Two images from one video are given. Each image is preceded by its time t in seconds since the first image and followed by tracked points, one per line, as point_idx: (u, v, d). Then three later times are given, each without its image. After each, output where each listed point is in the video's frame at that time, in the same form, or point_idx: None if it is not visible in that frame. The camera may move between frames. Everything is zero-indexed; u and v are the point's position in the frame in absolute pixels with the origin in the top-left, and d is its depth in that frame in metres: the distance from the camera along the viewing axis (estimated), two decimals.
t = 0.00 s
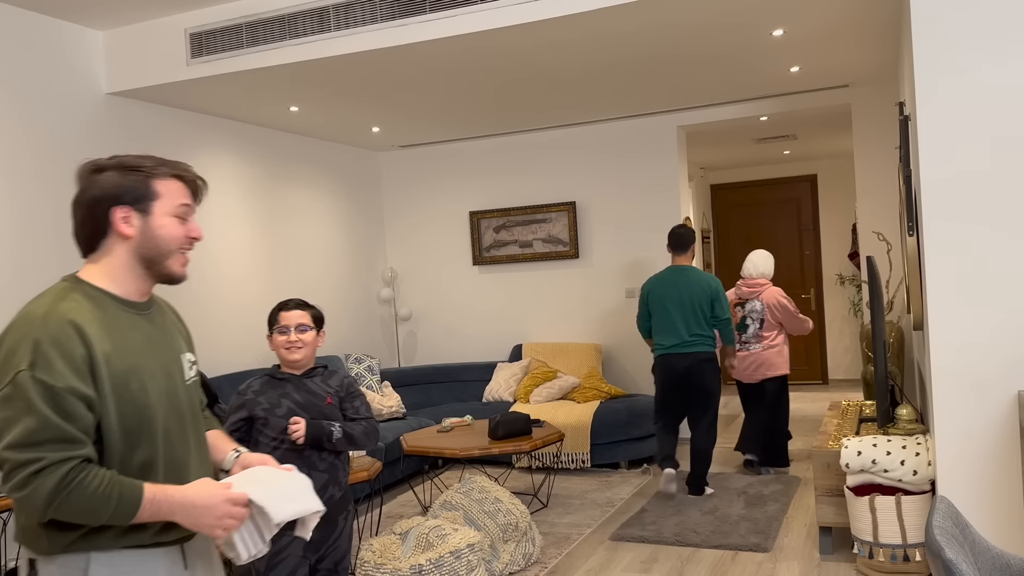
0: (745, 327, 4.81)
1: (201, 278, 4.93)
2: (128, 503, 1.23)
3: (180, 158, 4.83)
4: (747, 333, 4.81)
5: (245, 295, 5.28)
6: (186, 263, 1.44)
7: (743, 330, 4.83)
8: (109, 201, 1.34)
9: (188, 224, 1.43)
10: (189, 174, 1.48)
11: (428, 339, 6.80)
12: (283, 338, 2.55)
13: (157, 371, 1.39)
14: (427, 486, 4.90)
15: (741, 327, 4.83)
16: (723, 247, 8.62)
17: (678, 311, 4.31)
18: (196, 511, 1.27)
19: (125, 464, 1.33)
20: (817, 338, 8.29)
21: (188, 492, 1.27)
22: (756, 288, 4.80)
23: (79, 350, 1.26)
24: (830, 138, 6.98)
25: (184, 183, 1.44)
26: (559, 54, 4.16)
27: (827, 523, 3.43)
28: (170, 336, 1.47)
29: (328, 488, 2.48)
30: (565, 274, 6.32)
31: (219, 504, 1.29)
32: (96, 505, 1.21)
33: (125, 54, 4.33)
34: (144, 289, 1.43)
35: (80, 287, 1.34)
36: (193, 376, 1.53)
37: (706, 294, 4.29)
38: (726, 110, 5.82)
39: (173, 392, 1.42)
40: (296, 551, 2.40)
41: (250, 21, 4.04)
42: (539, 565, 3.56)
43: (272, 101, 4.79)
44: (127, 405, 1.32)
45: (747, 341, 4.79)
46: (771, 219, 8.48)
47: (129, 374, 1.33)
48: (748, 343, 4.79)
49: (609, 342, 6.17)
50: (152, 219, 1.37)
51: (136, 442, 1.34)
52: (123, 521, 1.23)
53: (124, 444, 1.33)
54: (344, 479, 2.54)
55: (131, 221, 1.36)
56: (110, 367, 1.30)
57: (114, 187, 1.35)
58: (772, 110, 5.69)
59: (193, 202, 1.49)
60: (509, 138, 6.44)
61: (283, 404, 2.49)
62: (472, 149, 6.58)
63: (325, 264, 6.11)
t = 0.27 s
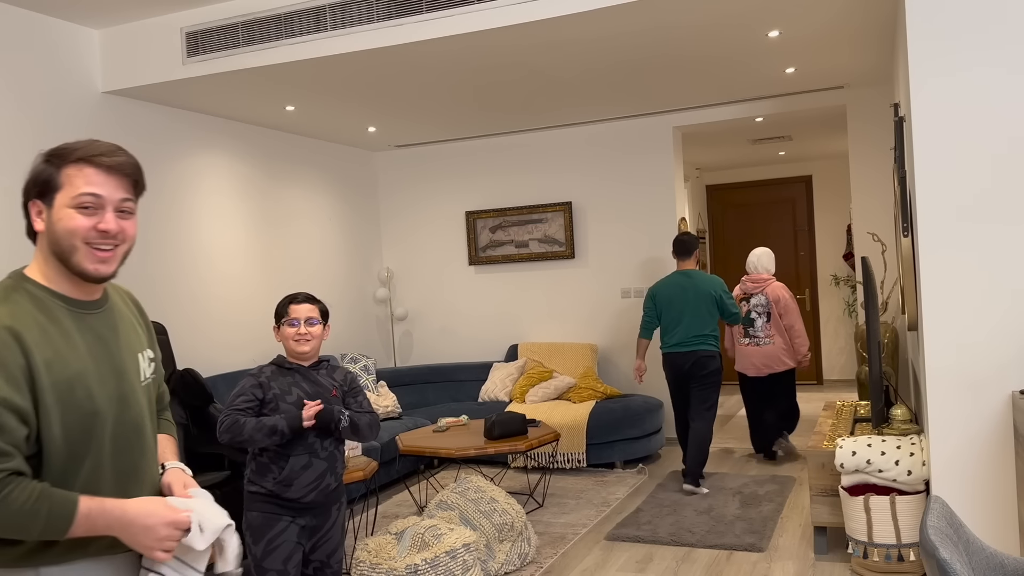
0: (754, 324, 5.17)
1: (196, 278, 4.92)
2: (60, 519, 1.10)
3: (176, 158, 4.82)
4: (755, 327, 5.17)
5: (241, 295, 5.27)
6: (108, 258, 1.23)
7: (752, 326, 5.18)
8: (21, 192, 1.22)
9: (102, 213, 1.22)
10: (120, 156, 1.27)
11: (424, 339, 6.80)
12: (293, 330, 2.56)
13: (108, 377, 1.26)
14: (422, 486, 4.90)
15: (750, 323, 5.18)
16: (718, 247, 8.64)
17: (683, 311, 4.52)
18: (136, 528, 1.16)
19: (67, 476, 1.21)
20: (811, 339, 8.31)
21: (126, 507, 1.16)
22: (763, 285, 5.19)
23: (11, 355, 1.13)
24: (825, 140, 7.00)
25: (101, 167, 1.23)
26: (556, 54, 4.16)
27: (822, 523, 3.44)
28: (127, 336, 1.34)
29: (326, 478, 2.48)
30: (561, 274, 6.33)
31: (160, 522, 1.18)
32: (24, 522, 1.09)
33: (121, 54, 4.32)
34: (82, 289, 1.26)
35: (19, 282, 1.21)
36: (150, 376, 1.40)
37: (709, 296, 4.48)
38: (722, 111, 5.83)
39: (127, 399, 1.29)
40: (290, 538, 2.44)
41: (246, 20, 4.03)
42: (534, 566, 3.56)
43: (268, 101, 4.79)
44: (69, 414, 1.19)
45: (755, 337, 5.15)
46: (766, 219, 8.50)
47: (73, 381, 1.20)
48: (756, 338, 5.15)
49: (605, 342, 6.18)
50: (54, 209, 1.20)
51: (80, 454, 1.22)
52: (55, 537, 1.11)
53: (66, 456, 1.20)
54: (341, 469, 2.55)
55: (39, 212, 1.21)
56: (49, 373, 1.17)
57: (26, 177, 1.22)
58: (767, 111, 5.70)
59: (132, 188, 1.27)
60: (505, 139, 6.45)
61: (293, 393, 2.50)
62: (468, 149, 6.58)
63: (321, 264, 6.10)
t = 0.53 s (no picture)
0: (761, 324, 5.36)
1: (190, 277, 4.91)
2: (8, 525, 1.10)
3: (170, 157, 4.81)
4: (763, 326, 5.36)
5: (235, 295, 5.26)
6: (81, 257, 1.23)
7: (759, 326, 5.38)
8: None
9: (74, 210, 1.22)
10: (92, 151, 1.27)
11: (419, 340, 6.80)
12: (279, 328, 2.55)
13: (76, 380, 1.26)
14: (417, 487, 4.90)
15: (757, 324, 5.38)
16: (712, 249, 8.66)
17: (687, 305, 4.95)
18: (89, 542, 1.13)
19: (31, 477, 1.22)
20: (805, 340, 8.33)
21: (78, 517, 1.13)
22: (769, 286, 5.31)
23: None
24: (819, 141, 7.03)
25: (72, 164, 1.23)
26: (551, 55, 4.17)
27: (815, 523, 3.45)
28: (105, 339, 1.33)
29: (319, 474, 2.49)
30: (556, 275, 6.33)
31: (110, 539, 1.13)
32: None
33: (116, 53, 4.31)
34: (57, 289, 1.27)
35: None
36: (135, 378, 1.40)
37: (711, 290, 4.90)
38: (716, 112, 5.85)
39: (99, 403, 1.29)
40: (282, 534, 2.44)
41: (241, 19, 4.03)
42: (528, 566, 3.56)
43: (263, 101, 4.79)
44: (32, 418, 1.20)
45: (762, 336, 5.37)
46: (761, 221, 8.52)
47: (34, 386, 1.20)
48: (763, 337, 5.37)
49: (600, 342, 6.18)
50: (26, 207, 1.21)
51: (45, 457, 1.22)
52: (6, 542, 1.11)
53: (30, 459, 1.21)
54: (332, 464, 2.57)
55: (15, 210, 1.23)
56: (8, 377, 1.18)
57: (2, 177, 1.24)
58: (761, 113, 5.72)
59: (106, 184, 1.28)
60: (500, 139, 6.45)
61: (285, 390, 2.50)
62: (464, 150, 6.58)
63: (316, 264, 6.10)
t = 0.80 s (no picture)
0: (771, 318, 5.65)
1: (184, 276, 4.90)
2: (8, 514, 1.07)
3: (165, 156, 4.80)
4: (771, 320, 5.65)
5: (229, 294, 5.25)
6: (91, 257, 1.22)
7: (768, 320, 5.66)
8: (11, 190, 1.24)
9: (86, 210, 1.21)
10: (106, 152, 1.26)
11: (414, 340, 6.79)
12: (251, 332, 2.52)
13: (78, 378, 1.24)
14: (411, 487, 4.90)
15: (767, 318, 5.67)
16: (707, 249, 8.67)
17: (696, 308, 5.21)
18: (97, 518, 1.10)
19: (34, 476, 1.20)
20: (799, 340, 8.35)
21: (85, 497, 1.10)
22: (778, 282, 5.58)
23: None
24: (813, 142, 7.04)
25: (87, 165, 1.23)
26: (546, 55, 4.17)
27: (809, 523, 3.46)
28: (109, 339, 1.32)
29: (305, 475, 2.50)
30: (551, 275, 6.33)
31: (117, 510, 1.12)
32: None
33: (110, 52, 4.30)
34: (65, 288, 1.27)
35: None
36: (138, 381, 1.38)
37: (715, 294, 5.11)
38: (711, 113, 5.86)
39: (101, 402, 1.27)
40: (274, 538, 2.44)
41: (236, 18, 4.02)
42: (523, 566, 3.56)
43: (258, 100, 4.77)
44: (33, 416, 1.18)
45: (771, 330, 5.66)
46: (755, 221, 8.54)
47: (34, 382, 1.18)
48: (772, 331, 5.66)
49: (594, 342, 6.19)
50: (37, 206, 1.21)
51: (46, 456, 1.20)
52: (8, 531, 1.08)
53: (31, 458, 1.19)
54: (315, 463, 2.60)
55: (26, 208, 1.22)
56: (9, 373, 1.16)
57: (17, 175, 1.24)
58: (756, 113, 5.74)
59: (119, 185, 1.27)
60: (495, 139, 6.45)
61: (263, 394, 2.49)
62: (459, 149, 6.58)
63: (311, 264, 6.09)
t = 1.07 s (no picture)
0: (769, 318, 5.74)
1: (177, 276, 4.89)
2: (70, 490, 1.15)
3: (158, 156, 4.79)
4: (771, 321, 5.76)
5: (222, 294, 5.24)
6: (134, 258, 1.25)
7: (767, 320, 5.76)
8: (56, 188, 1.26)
9: (133, 212, 1.24)
10: (151, 157, 1.29)
11: (407, 341, 6.79)
12: (232, 335, 2.52)
13: (120, 375, 1.28)
14: (405, 487, 4.89)
15: (766, 318, 5.76)
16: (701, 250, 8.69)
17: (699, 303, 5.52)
18: (153, 475, 1.22)
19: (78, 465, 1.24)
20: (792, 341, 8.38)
21: (138, 460, 1.21)
22: (778, 282, 5.72)
23: (21, 346, 1.15)
24: (806, 144, 7.07)
25: (136, 169, 1.26)
26: (541, 56, 4.17)
27: (802, 523, 3.47)
28: (145, 336, 1.35)
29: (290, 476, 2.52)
30: (545, 276, 6.34)
31: (170, 461, 1.25)
32: (36, 496, 1.14)
33: (104, 51, 4.29)
34: (106, 288, 1.29)
35: (44, 278, 1.24)
36: (173, 377, 1.42)
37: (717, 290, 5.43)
38: (705, 115, 5.87)
39: (139, 397, 1.31)
40: (264, 542, 2.43)
41: (230, 18, 4.01)
42: (516, 566, 3.57)
43: (252, 99, 4.76)
44: (78, 410, 1.22)
45: (770, 330, 5.75)
46: (748, 223, 8.56)
47: (80, 376, 1.22)
48: (771, 331, 5.75)
49: (588, 343, 6.19)
50: (84, 205, 1.23)
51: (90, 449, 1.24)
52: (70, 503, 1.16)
53: (73, 451, 1.23)
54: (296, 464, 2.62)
55: (71, 208, 1.25)
56: (58, 367, 1.20)
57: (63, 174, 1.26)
58: (749, 115, 5.75)
59: (162, 190, 1.30)
60: (489, 140, 6.45)
61: (247, 399, 2.49)
62: (453, 150, 6.57)
63: (305, 264, 6.08)
